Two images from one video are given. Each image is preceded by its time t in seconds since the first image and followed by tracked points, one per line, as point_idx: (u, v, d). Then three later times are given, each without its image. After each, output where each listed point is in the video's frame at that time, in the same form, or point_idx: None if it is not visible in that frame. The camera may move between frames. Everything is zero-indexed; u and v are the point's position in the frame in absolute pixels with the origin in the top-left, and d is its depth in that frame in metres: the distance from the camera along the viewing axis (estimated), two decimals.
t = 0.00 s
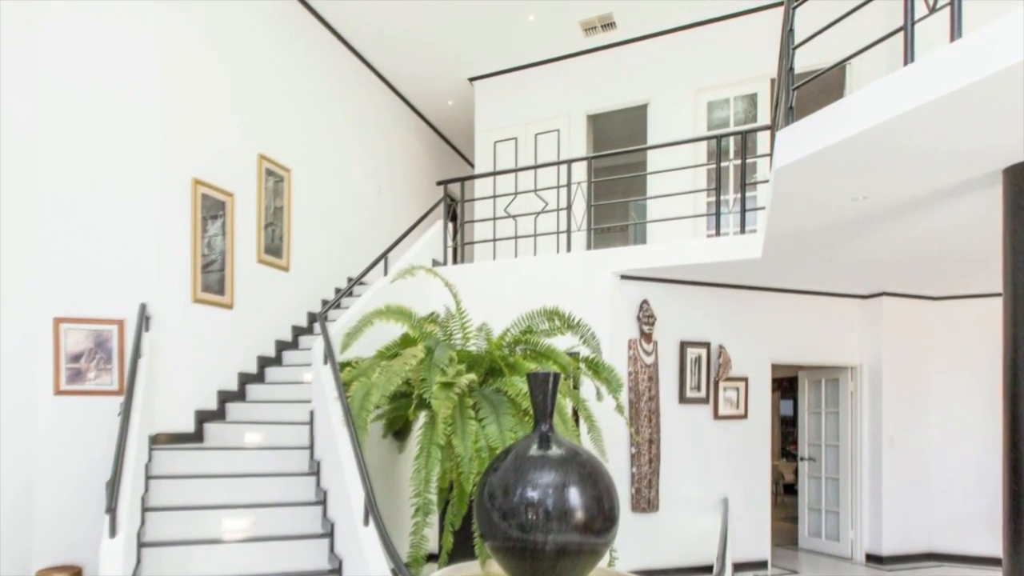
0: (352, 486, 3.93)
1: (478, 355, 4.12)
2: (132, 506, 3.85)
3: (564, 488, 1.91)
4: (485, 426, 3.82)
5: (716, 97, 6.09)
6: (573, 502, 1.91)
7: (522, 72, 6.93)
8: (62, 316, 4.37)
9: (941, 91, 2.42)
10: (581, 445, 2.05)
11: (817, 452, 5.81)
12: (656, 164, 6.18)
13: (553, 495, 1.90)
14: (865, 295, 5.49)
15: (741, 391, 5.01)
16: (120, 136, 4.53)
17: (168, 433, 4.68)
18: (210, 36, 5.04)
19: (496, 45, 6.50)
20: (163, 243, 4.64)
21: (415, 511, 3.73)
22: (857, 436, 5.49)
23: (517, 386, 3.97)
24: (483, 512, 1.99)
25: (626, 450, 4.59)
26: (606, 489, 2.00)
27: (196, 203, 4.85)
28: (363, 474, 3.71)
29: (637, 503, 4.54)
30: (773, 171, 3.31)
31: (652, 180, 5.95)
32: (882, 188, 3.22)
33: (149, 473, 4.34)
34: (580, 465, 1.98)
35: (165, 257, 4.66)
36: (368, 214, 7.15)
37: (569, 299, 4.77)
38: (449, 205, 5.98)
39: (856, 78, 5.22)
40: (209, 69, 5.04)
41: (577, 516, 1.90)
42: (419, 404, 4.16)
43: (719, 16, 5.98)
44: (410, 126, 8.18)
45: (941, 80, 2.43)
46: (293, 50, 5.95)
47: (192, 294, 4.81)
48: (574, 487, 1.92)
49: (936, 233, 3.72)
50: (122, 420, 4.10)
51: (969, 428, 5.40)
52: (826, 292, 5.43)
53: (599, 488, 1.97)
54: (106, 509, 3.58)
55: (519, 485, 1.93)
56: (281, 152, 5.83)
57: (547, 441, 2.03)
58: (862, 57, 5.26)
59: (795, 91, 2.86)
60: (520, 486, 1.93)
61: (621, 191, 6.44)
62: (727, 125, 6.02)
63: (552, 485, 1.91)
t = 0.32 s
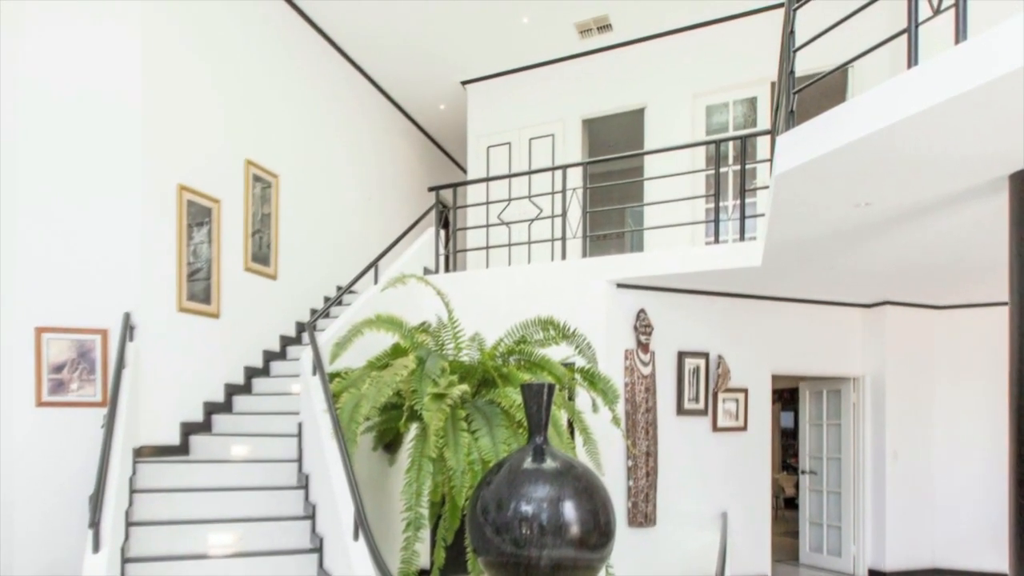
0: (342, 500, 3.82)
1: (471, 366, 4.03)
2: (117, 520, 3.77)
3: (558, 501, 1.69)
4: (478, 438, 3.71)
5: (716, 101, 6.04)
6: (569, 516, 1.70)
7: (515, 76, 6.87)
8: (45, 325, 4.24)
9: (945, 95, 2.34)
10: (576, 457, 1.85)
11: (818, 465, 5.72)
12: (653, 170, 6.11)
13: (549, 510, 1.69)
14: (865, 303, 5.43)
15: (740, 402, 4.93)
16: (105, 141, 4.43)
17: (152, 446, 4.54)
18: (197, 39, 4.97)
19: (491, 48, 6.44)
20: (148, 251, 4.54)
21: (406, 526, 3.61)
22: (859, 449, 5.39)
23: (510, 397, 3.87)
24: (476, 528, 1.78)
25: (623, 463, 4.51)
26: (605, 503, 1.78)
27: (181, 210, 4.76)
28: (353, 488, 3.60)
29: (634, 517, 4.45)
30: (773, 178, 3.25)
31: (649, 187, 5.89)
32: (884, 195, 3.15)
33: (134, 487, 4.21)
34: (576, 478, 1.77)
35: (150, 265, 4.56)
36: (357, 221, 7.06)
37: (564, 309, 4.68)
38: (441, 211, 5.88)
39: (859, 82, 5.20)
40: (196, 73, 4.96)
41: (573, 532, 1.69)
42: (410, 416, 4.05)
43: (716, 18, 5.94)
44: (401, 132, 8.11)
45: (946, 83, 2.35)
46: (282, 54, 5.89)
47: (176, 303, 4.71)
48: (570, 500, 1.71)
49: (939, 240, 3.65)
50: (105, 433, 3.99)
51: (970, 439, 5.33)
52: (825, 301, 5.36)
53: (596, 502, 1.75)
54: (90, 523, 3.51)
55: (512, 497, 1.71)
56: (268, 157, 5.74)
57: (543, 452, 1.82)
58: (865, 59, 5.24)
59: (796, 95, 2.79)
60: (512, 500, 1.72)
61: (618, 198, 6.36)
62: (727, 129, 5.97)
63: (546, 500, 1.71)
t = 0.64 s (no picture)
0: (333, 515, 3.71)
1: (463, 377, 3.93)
2: (100, 536, 3.66)
3: (552, 517, 1.67)
4: (471, 451, 3.62)
5: (715, 104, 5.97)
6: (563, 532, 1.66)
7: (509, 81, 6.81)
8: (25, 335, 4.12)
9: (948, 100, 2.27)
10: (572, 469, 1.81)
11: (819, 478, 5.65)
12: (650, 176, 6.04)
13: (543, 523, 1.67)
14: (864, 311, 5.35)
15: (740, 414, 4.84)
16: (89, 146, 4.33)
17: (137, 458, 4.42)
18: (183, 41, 4.88)
19: (485, 52, 6.38)
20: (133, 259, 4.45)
21: (397, 541, 3.49)
22: (862, 461, 5.32)
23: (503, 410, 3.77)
24: (468, 543, 1.76)
25: (619, 476, 4.42)
26: (600, 517, 1.76)
27: (166, 216, 4.66)
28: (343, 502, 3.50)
29: (630, 532, 4.36)
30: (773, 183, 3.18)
31: (645, 193, 5.82)
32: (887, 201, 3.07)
33: (118, 501, 4.09)
34: (571, 490, 1.75)
35: (136, 273, 4.47)
36: (347, 229, 6.96)
37: (559, 318, 4.60)
38: (434, 218, 5.79)
39: (861, 84, 5.16)
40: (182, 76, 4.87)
41: (569, 546, 1.66)
42: (401, 429, 3.95)
43: (712, 20, 5.90)
44: (393, 139, 8.04)
45: (950, 88, 2.29)
46: (272, 60, 5.82)
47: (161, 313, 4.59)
48: (564, 514, 1.68)
49: (943, 247, 3.59)
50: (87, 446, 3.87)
51: (971, 450, 5.26)
52: (824, 309, 5.29)
53: (591, 515, 1.72)
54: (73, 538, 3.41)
55: (504, 512, 1.69)
56: (256, 163, 5.64)
57: (536, 466, 1.79)
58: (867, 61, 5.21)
59: (796, 99, 2.72)
60: (506, 514, 1.70)
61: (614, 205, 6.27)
62: (726, 134, 5.91)
63: (541, 514, 1.68)
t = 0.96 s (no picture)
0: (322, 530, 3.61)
1: (456, 389, 3.83)
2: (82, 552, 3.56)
3: (546, 532, 1.62)
4: (464, 465, 3.51)
5: (713, 109, 5.91)
6: (558, 547, 1.61)
7: (503, 86, 6.74)
8: (6, 345, 3.97)
9: (950, 104, 2.21)
10: (566, 483, 1.75)
11: (821, 492, 5.59)
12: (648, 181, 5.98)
13: (538, 539, 1.61)
14: (864, 319, 5.28)
15: (740, 426, 4.76)
16: (73, 150, 4.22)
17: (120, 471, 4.29)
18: (170, 44, 4.81)
19: (480, 55, 6.32)
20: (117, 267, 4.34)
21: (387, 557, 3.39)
22: (865, 475, 5.25)
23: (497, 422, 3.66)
24: (461, 558, 1.70)
25: (616, 490, 4.34)
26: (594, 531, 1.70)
27: (151, 224, 4.56)
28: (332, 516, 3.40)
29: (627, 547, 4.27)
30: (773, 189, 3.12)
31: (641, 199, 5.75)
32: (891, 207, 3.01)
33: (101, 515, 3.97)
34: (566, 505, 1.69)
35: (120, 281, 4.37)
36: (336, 236, 6.87)
37: (553, 327, 4.52)
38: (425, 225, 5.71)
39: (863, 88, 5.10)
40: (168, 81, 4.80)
41: (563, 562, 1.60)
42: (392, 441, 3.85)
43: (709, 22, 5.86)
44: (384, 145, 7.96)
45: (949, 94, 2.23)
46: (260, 62, 5.74)
47: (144, 323, 4.48)
48: (559, 528, 1.63)
49: (947, 255, 3.52)
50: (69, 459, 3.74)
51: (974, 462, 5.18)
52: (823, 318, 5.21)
53: (586, 530, 1.67)
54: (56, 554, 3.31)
55: (497, 527, 1.64)
56: (243, 169, 5.55)
57: (530, 480, 1.73)
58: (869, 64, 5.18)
59: (797, 102, 2.65)
60: (500, 529, 1.64)
61: (609, 212, 6.15)
62: (725, 139, 5.83)
63: (535, 528, 1.62)
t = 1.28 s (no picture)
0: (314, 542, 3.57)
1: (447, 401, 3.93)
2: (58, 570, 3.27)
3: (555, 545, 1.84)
4: (458, 480, 3.51)
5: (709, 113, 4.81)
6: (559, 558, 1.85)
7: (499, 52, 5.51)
8: None
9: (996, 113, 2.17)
10: (556, 500, 2.54)
11: (821, 507, 5.65)
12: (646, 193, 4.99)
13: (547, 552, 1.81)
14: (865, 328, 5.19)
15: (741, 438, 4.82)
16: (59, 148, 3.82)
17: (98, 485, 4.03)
18: (160, 43, 4.49)
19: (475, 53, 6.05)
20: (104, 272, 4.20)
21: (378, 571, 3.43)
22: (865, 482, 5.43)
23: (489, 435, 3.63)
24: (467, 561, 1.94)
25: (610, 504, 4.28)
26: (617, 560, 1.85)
27: (139, 228, 4.37)
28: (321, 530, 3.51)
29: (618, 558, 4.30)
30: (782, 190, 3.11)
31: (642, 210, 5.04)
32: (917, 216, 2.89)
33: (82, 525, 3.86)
34: (559, 521, 2.44)
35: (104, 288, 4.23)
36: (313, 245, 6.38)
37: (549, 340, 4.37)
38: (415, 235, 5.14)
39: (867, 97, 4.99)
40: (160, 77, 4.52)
41: None
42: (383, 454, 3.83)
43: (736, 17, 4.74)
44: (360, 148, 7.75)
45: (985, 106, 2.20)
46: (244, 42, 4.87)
47: (130, 332, 4.41)
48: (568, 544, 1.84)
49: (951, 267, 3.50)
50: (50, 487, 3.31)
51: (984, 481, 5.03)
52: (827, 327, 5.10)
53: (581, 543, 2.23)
54: None
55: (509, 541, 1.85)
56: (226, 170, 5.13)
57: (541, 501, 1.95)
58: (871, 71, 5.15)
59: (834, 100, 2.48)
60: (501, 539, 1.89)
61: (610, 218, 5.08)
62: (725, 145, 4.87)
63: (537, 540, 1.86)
